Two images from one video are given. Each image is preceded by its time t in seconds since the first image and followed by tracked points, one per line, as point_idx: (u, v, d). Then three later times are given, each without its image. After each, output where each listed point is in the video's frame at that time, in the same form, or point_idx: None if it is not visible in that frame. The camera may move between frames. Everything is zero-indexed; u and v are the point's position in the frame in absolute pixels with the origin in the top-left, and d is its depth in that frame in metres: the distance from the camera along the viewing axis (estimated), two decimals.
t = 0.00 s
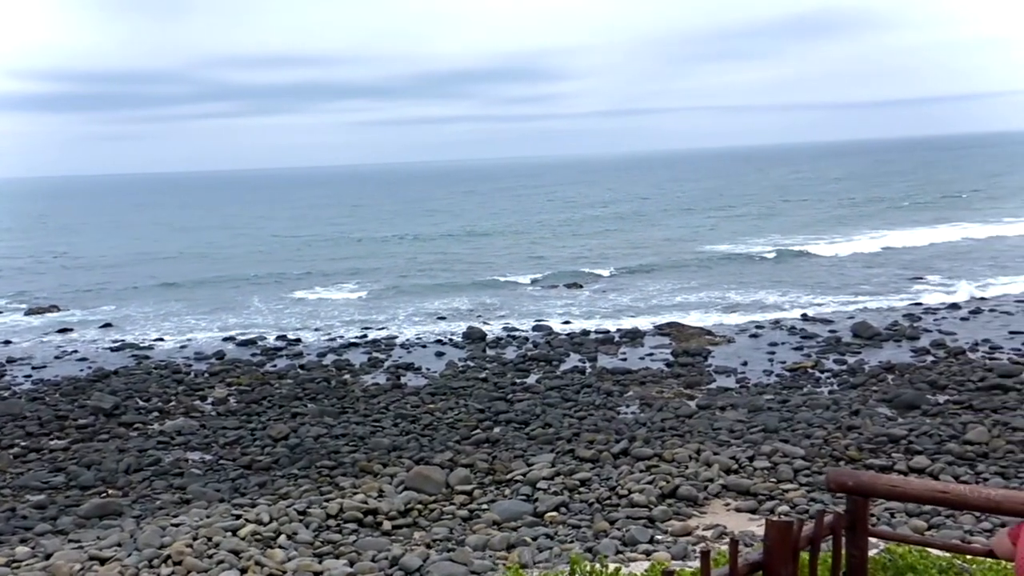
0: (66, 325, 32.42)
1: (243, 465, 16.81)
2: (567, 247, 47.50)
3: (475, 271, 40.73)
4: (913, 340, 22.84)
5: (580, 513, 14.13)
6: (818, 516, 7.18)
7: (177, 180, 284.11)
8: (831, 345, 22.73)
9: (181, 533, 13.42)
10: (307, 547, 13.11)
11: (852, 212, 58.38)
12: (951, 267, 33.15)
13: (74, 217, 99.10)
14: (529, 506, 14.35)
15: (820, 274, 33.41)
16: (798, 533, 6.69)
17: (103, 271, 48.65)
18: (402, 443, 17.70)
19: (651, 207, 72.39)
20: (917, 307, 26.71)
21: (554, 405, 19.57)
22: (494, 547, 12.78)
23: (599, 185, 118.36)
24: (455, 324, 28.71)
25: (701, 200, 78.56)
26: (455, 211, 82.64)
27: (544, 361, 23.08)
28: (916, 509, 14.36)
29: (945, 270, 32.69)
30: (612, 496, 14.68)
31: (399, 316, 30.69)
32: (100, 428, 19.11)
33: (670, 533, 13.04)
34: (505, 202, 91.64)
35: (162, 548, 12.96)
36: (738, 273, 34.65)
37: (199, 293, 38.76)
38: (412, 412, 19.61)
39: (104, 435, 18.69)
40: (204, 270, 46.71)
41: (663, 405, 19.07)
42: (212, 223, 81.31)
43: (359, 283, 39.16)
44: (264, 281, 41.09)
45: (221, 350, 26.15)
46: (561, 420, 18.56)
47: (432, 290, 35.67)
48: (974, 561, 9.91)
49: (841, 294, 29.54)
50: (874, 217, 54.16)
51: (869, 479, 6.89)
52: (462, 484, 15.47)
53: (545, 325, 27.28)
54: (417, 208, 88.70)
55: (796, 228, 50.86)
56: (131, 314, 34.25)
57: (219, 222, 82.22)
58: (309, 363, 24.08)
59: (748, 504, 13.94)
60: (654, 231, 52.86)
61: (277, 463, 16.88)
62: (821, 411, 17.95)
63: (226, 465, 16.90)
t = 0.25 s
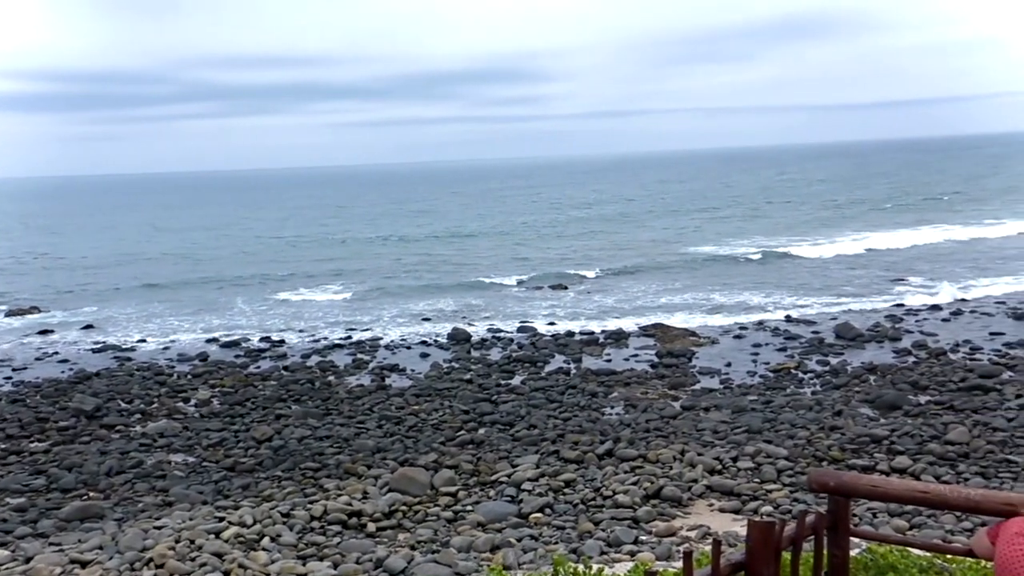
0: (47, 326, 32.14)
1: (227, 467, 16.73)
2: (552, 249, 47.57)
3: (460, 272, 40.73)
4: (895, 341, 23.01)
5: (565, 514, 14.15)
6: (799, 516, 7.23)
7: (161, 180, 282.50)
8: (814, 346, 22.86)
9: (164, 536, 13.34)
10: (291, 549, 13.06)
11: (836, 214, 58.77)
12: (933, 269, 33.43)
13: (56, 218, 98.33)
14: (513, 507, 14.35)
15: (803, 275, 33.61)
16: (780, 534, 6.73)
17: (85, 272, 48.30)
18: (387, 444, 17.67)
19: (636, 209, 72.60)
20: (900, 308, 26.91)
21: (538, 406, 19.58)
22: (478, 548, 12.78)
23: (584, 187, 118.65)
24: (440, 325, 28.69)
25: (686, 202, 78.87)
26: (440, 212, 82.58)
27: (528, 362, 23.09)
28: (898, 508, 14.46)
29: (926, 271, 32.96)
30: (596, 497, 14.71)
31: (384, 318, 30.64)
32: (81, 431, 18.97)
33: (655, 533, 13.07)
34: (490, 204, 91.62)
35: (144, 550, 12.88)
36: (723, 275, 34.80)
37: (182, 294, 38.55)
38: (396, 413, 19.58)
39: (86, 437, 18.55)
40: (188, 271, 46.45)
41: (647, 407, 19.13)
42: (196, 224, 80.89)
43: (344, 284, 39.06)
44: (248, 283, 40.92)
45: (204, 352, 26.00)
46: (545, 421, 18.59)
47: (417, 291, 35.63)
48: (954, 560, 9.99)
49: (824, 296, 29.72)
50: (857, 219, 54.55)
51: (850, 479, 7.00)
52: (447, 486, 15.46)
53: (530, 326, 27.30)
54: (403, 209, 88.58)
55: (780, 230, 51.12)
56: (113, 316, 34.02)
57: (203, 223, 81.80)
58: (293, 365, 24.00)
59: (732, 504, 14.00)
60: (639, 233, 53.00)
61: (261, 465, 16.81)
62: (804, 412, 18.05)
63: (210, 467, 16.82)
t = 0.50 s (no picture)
0: (29, 329, 31.89)
1: (210, 470, 16.64)
2: (538, 251, 47.62)
3: (446, 275, 40.69)
4: (878, 343, 23.16)
5: (550, 516, 14.16)
6: (782, 518, 7.27)
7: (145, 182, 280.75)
8: (798, 349, 22.98)
9: (147, 540, 13.27)
10: (275, 553, 13.01)
11: (820, 217, 59.07)
12: (916, 272, 33.67)
13: (38, 220, 97.50)
14: (498, 509, 14.35)
15: (788, 278, 33.78)
16: (763, 535, 6.76)
17: (68, 274, 47.95)
18: (372, 447, 17.62)
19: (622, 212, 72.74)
20: (883, 311, 27.08)
21: (523, 408, 19.59)
22: (463, 551, 12.78)
23: (571, 189, 118.84)
24: (426, 328, 28.65)
25: (672, 204, 79.16)
26: (427, 214, 82.51)
27: (514, 365, 23.10)
28: (880, 510, 14.54)
29: (910, 274, 33.20)
30: (581, 499, 14.73)
31: (369, 320, 30.57)
32: (63, 434, 18.83)
33: (640, 535, 13.09)
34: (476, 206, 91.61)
35: (126, 555, 12.80)
36: (708, 277, 34.93)
37: (166, 297, 38.36)
38: (381, 416, 19.54)
39: (68, 441, 18.43)
40: (172, 273, 46.20)
41: (632, 409, 19.17)
42: (180, 226, 80.45)
43: (329, 286, 38.95)
44: (233, 285, 40.75)
45: (188, 354, 25.88)
46: (531, 424, 18.60)
47: (403, 294, 35.58)
48: (936, 561, 10.06)
49: (808, 298, 29.87)
50: (841, 222, 54.86)
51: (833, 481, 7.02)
52: (432, 488, 15.44)
53: (515, 329, 27.32)
54: (389, 211, 88.44)
55: (764, 232, 51.38)
56: (96, 318, 33.80)
57: (187, 225, 81.33)
58: (278, 367, 23.92)
59: (716, 506, 14.05)
60: (625, 235, 53.13)
61: (245, 468, 16.74)
62: (788, 414, 18.13)
63: (193, 470, 16.72)
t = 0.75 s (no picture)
0: (10, 328, 31.63)
1: (193, 471, 16.55)
2: (524, 252, 47.65)
3: (431, 275, 40.64)
4: (861, 344, 23.31)
5: (534, 517, 14.16)
6: (764, 518, 7.31)
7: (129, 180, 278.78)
8: (781, 350, 23.09)
9: (128, 541, 13.18)
10: (257, 554, 12.96)
11: (804, 219, 59.41)
12: (898, 274, 33.92)
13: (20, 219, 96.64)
14: (482, 510, 14.34)
15: (771, 279, 33.94)
16: (745, 535, 6.79)
17: (49, 274, 47.57)
18: (356, 448, 17.58)
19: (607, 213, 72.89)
20: (866, 312, 27.26)
21: (508, 409, 19.59)
22: (447, 552, 12.77)
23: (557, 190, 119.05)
24: (410, 328, 28.61)
25: (658, 206, 79.39)
26: (412, 214, 82.38)
27: (498, 365, 23.11)
28: (862, 510, 14.64)
29: (892, 276, 33.44)
30: (566, 500, 14.75)
31: (354, 320, 30.50)
32: (44, 435, 18.68)
33: (623, 536, 13.12)
34: (462, 206, 91.56)
35: (107, 556, 12.72)
36: (692, 278, 35.05)
37: (149, 296, 38.12)
38: (366, 416, 19.49)
39: (48, 441, 18.28)
40: (155, 273, 45.92)
41: (617, 409, 19.21)
42: (163, 226, 79.97)
43: (313, 286, 38.82)
44: (217, 285, 40.54)
45: (171, 354, 25.73)
46: (515, 424, 18.61)
47: (388, 294, 35.51)
48: (916, 560, 10.13)
49: (792, 299, 30.03)
50: (825, 224, 55.18)
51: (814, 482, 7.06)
52: (416, 489, 15.41)
53: (500, 329, 27.32)
54: (375, 211, 88.27)
55: (749, 233, 51.62)
56: (78, 318, 33.54)
57: (170, 225, 80.84)
58: (261, 367, 23.81)
59: (700, 506, 14.09)
60: (610, 236, 53.24)
61: (228, 469, 16.65)
62: (772, 414, 18.21)
63: (176, 471, 16.63)
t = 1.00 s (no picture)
0: None
1: (174, 472, 16.45)
2: (508, 253, 47.67)
3: (415, 276, 40.57)
4: (842, 346, 23.47)
5: (517, 518, 14.17)
6: (745, 519, 7.35)
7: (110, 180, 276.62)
8: (764, 351, 23.22)
9: (108, 543, 13.09)
10: (239, 556, 12.89)
11: (787, 221, 59.77)
12: (879, 276, 34.19)
13: None
14: (466, 512, 14.33)
15: (754, 281, 34.13)
16: (725, 536, 6.83)
17: (29, 274, 47.13)
18: (339, 449, 17.52)
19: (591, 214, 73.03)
20: (847, 314, 27.45)
21: (492, 410, 19.58)
22: (430, 553, 12.75)
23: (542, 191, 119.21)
24: (394, 329, 28.54)
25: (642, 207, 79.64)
26: (396, 215, 82.23)
27: (482, 366, 23.10)
28: (843, 511, 14.73)
29: (873, 278, 33.71)
30: (549, 501, 14.76)
31: (337, 321, 30.41)
32: (23, 436, 18.51)
33: (606, 537, 13.15)
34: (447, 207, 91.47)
35: (87, 559, 12.62)
36: (675, 280, 35.19)
37: (130, 297, 37.85)
38: (349, 417, 19.43)
39: (27, 443, 18.11)
40: (136, 273, 45.59)
41: (600, 411, 19.25)
42: (144, 226, 79.43)
43: (296, 287, 38.66)
44: (199, 285, 40.32)
45: (152, 355, 25.55)
46: (499, 426, 18.60)
47: (371, 295, 35.44)
48: (895, 561, 10.20)
49: (774, 301, 30.19)
50: (807, 226, 55.55)
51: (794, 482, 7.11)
52: (399, 491, 15.38)
53: (483, 330, 27.30)
54: (359, 212, 88.07)
55: (732, 236, 51.87)
56: (57, 319, 33.25)
57: (152, 225, 80.32)
58: (243, 369, 23.70)
59: (682, 507, 14.14)
60: (594, 238, 53.35)
61: (209, 470, 16.56)
62: (754, 416, 18.30)
63: (157, 473, 16.52)
